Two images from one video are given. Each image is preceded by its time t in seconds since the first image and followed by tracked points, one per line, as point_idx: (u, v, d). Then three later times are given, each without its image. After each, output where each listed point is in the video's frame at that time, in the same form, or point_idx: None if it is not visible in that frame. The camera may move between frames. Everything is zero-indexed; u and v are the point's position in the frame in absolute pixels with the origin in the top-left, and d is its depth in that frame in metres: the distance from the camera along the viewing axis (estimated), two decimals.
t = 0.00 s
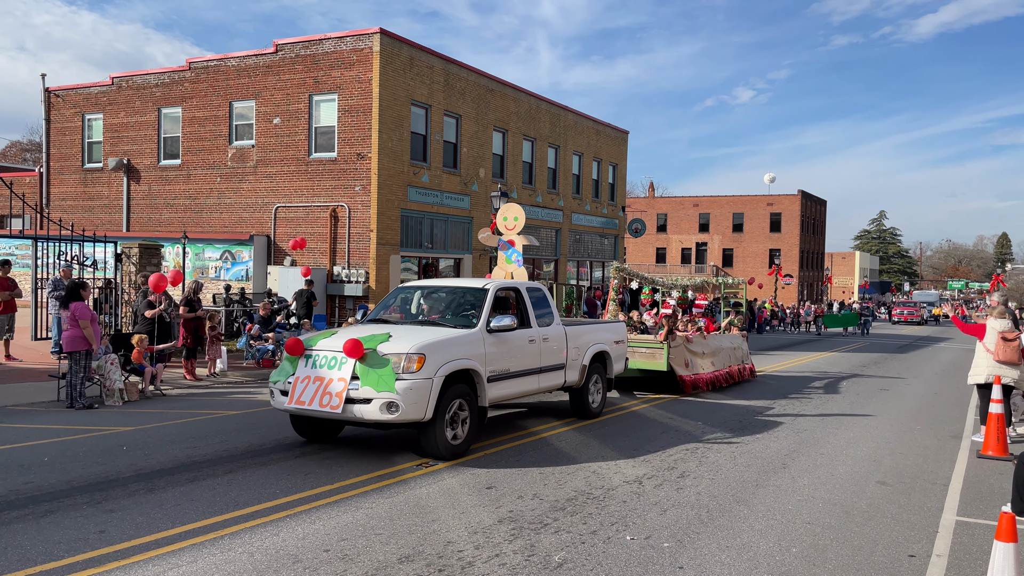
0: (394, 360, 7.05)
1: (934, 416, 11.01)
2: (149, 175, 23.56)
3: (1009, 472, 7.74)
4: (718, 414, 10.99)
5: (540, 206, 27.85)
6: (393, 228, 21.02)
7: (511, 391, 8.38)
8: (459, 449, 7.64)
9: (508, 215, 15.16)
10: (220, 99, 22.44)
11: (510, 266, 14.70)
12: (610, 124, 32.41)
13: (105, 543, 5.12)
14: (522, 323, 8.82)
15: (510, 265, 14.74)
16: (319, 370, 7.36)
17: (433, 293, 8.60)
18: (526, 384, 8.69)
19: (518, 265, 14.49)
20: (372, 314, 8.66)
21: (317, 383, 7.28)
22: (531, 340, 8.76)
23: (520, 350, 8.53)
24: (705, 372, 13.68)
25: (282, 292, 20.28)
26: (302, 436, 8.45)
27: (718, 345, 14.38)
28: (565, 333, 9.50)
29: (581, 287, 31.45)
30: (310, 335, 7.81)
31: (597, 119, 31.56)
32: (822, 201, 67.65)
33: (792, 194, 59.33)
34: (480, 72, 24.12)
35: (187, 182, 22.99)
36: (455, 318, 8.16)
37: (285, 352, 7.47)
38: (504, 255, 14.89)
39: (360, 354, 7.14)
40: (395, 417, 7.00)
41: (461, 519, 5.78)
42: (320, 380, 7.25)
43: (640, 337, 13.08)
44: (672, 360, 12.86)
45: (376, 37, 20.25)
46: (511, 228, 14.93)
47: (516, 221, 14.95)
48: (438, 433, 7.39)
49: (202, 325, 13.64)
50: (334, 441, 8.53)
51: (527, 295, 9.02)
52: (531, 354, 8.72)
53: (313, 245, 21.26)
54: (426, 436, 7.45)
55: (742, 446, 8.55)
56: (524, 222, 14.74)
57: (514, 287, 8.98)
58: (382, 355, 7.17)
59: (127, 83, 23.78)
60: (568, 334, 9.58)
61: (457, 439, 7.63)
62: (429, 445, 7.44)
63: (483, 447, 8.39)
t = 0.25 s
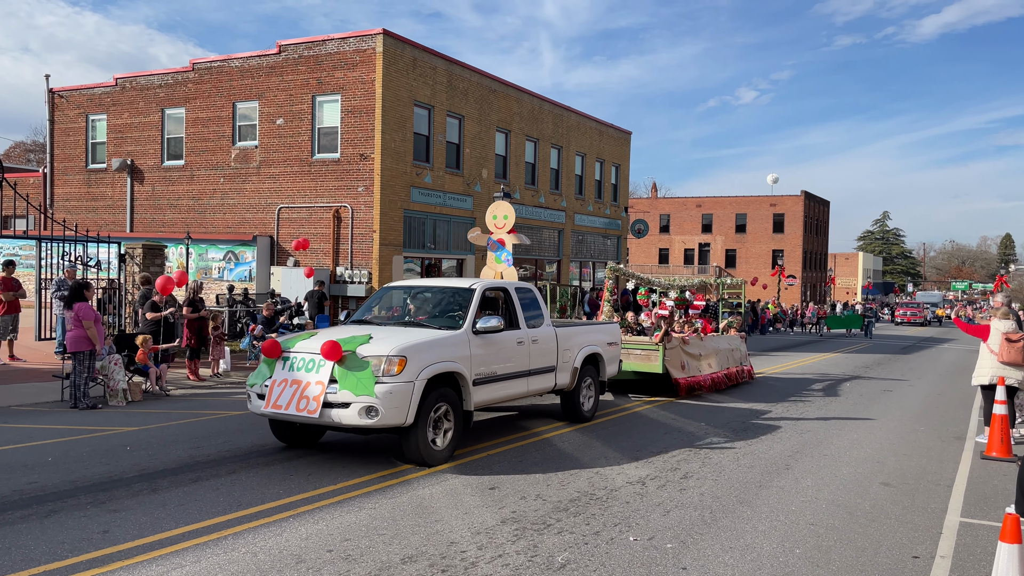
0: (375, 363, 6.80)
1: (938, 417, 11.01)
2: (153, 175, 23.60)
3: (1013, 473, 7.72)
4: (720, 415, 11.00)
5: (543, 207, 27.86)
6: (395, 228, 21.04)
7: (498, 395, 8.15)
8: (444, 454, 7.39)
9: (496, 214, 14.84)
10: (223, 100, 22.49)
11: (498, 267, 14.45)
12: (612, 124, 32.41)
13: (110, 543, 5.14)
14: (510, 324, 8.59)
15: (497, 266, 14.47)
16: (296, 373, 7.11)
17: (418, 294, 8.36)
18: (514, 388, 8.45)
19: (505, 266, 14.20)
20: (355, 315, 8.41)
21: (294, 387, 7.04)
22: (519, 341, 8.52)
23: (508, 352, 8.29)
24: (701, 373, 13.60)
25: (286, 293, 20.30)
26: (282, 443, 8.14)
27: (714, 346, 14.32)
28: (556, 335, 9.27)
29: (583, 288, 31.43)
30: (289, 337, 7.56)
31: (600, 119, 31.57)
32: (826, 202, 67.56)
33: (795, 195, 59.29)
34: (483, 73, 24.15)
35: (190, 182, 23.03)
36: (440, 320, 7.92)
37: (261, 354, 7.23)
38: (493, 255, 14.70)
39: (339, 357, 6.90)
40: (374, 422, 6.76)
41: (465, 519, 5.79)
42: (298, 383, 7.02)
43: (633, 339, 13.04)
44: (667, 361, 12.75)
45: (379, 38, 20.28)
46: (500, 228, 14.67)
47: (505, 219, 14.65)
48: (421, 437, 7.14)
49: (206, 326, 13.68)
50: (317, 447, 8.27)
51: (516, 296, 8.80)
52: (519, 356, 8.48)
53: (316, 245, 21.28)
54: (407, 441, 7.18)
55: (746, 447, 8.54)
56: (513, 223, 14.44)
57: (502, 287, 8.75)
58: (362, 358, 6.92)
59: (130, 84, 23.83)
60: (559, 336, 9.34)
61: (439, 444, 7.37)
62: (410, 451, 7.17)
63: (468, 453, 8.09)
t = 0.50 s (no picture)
0: (356, 365, 6.56)
1: (944, 417, 10.97)
2: (159, 175, 23.67)
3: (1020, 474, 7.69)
4: (725, 415, 10.98)
5: (547, 207, 27.84)
6: (400, 228, 21.06)
7: (484, 398, 7.89)
8: (429, 460, 7.10)
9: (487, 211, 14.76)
10: (229, 101, 22.54)
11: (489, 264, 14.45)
12: (617, 124, 32.37)
13: (116, 542, 5.16)
14: (498, 324, 8.34)
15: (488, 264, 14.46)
16: (274, 376, 6.88)
17: (404, 293, 8.09)
18: (502, 390, 8.18)
19: (498, 265, 14.27)
20: (339, 315, 8.14)
21: (271, 390, 6.82)
22: (508, 343, 8.27)
23: (496, 353, 8.03)
24: (700, 374, 13.49)
25: (291, 292, 20.14)
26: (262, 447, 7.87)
27: (712, 347, 14.23)
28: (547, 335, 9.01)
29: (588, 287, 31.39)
30: (268, 338, 7.33)
31: (604, 119, 31.53)
32: (831, 202, 67.39)
33: (800, 195, 59.14)
34: (488, 73, 24.16)
35: (196, 182, 23.09)
36: (426, 320, 7.66)
37: (239, 355, 7.00)
38: (484, 253, 14.65)
39: (319, 359, 6.66)
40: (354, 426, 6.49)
41: (470, 519, 5.80)
42: (276, 386, 6.79)
43: (629, 342, 12.94)
44: (665, 362, 12.63)
45: (384, 38, 20.31)
46: (491, 226, 14.61)
47: (496, 215, 14.59)
48: (405, 443, 6.83)
49: (211, 325, 13.71)
50: (299, 451, 8.00)
51: (505, 297, 8.56)
52: (508, 358, 8.23)
53: (321, 245, 21.32)
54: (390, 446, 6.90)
55: (751, 448, 8.52)
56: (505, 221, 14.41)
57: (491, 286, 8.49)
58: (342, 359, 6.68)
59: (136, 84, 23.90)
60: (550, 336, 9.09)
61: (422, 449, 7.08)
62: (393, 456, 6.88)
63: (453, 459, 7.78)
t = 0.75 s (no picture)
0: (337, 366, 6.25)
1: (953, 417, 10.91)
2: (167, 173, 23.76)
3: None
4: (732, 415, 10.96)
5: (554, 205, 27.80)
6: (407, 226, 21.09)
7: (474, 400, 7.60)
8: (414, 464, 6.85)
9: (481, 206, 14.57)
10: (237, 99, 22.61)
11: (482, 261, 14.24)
12: (625, 123, 32.30)
13: (125, 538, 5.19)
14: (490, 323, 8.05)
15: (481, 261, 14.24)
16: (252, 376, 6.57)
17: (392, 292, 7.80)
18: (492, 392, 7.89)
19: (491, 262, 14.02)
20: (325, 314, 7.85)
21: (250, 391, 6.51)
22: (500, 343, 7.98)
23: (486, 353, 7.74)
24: (701, 374, 13.36)
25: (298, 291, 20.35)
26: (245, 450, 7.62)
27: (714, 346, 14.10)
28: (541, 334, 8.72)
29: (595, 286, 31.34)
30: (249, 337, 7.03)
31: (611, 117, 31.46)
32: (839, 200, 67.12)
33: (808, 193, 58.92)
34: (495, 71, 24.15)
35: (204, 180, 23.18)
36: (415, 319, 7.38)
37: (217, 355, 6.70)
38: (477, 250, 14.39)
39: (299, 359, 6.36)
40: (335, 429, 6.22)
41: (477, 517, 5.80)
42: (254, 386, 6.48)
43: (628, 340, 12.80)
44: (665, 362, 12.49)
45: (391, 36, 20.33)
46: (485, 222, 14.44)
47: (490, 212, 14.45)
48: (388, 446, 6.58)
49: (219, 323, 13.74)
50: (284, 454, 7.78)
51: (498, 295, 8.27)
52: (500, 358, 7.94)
53: (328, 243, 21.38)
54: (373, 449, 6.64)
55: (758, 447, 8.49)
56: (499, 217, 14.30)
57: (483, 284, 8.21)
58: (323, 360, 6.37)
59: (145, 82, 23.99)
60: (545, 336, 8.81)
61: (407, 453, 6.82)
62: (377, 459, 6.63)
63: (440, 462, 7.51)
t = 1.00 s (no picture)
0: (323, 364, 6.04)
1: (970, 416, 10.79)
2: (183, 169, 23.93)
3: None
4: (746, 413, 10.92)
5: (567, 201, 27.73)
6: (421, 222, 21.13)
7: (468, 399, 7.38)
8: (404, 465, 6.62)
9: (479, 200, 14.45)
10: (252, 95, 22.72)
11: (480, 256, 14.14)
12: (639, 119, 32.16)
13: (141, 531, 5.24)
14: (487, 320, 7.84)
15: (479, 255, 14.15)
16: (236, 375, 6.37)
17: (384, 286, 7.60)
18: (489, 391, 7.67)
19: (490, 256, 13.94)
20: (316, 310, 7.65)
21: (234, 389, 6.32)
22: (497, 340, 7.76)
23: (483, 350, 7.53)
24: (709, 372, 13.23)
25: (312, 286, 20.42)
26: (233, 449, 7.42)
27: (723, 344, 13.96)
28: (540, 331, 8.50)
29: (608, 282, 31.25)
30: (234, 333, 6.83)
31: (626, 113, 31.32)
32: (855, 196, 66.55)
33: (824, 189, 58.43)
34: (509, 67, 24.12)
35: (220, 176, 23.32)
36: (408, 314, 7.18)
37: (201, 352, 6.50)
38: (476, 244, 14.30)
39: (284, 356, 6.15)
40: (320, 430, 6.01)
41: (490, 513, 5.81)
42: (238, 385, 6.29)
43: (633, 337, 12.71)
44: (670, 360, 12.40)
45: (405, 32, 20.36)
46: (483, 216, 14.32)
47: (488, 205, 14.32)
48: (377, 448, 6.35)
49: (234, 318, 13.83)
50: (274, 454, 7.59)
51: (494, 290, 8.07)
52: (496, 356, 7.72)
53: (343, 239, 21.46)
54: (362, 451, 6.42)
55: (772, 445, 8.45)
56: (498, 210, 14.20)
57: (479, 280, 8.01)
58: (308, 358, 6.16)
59: (162, 78, 24.16)
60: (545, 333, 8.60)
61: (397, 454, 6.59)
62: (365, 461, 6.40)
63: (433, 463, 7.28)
